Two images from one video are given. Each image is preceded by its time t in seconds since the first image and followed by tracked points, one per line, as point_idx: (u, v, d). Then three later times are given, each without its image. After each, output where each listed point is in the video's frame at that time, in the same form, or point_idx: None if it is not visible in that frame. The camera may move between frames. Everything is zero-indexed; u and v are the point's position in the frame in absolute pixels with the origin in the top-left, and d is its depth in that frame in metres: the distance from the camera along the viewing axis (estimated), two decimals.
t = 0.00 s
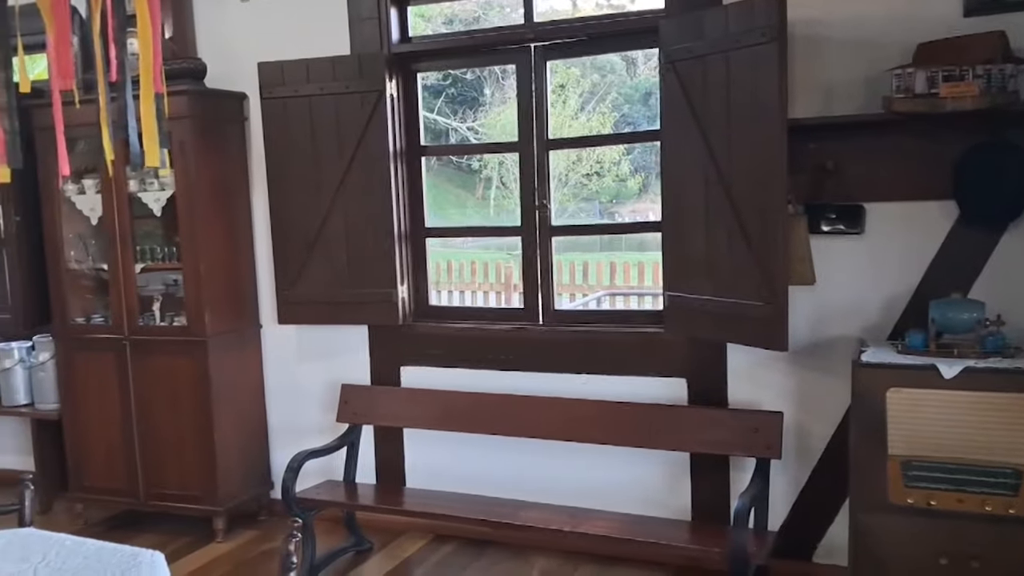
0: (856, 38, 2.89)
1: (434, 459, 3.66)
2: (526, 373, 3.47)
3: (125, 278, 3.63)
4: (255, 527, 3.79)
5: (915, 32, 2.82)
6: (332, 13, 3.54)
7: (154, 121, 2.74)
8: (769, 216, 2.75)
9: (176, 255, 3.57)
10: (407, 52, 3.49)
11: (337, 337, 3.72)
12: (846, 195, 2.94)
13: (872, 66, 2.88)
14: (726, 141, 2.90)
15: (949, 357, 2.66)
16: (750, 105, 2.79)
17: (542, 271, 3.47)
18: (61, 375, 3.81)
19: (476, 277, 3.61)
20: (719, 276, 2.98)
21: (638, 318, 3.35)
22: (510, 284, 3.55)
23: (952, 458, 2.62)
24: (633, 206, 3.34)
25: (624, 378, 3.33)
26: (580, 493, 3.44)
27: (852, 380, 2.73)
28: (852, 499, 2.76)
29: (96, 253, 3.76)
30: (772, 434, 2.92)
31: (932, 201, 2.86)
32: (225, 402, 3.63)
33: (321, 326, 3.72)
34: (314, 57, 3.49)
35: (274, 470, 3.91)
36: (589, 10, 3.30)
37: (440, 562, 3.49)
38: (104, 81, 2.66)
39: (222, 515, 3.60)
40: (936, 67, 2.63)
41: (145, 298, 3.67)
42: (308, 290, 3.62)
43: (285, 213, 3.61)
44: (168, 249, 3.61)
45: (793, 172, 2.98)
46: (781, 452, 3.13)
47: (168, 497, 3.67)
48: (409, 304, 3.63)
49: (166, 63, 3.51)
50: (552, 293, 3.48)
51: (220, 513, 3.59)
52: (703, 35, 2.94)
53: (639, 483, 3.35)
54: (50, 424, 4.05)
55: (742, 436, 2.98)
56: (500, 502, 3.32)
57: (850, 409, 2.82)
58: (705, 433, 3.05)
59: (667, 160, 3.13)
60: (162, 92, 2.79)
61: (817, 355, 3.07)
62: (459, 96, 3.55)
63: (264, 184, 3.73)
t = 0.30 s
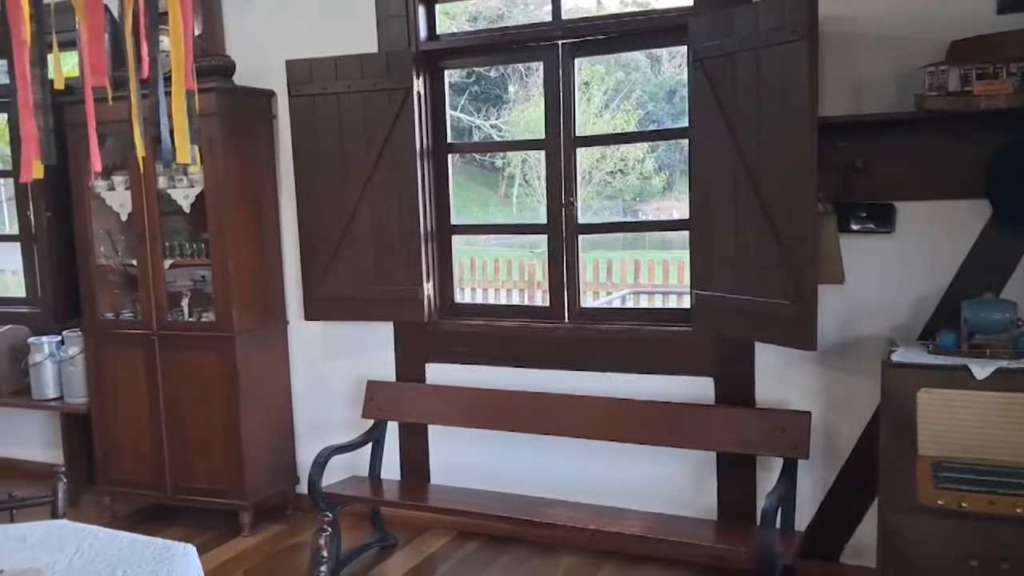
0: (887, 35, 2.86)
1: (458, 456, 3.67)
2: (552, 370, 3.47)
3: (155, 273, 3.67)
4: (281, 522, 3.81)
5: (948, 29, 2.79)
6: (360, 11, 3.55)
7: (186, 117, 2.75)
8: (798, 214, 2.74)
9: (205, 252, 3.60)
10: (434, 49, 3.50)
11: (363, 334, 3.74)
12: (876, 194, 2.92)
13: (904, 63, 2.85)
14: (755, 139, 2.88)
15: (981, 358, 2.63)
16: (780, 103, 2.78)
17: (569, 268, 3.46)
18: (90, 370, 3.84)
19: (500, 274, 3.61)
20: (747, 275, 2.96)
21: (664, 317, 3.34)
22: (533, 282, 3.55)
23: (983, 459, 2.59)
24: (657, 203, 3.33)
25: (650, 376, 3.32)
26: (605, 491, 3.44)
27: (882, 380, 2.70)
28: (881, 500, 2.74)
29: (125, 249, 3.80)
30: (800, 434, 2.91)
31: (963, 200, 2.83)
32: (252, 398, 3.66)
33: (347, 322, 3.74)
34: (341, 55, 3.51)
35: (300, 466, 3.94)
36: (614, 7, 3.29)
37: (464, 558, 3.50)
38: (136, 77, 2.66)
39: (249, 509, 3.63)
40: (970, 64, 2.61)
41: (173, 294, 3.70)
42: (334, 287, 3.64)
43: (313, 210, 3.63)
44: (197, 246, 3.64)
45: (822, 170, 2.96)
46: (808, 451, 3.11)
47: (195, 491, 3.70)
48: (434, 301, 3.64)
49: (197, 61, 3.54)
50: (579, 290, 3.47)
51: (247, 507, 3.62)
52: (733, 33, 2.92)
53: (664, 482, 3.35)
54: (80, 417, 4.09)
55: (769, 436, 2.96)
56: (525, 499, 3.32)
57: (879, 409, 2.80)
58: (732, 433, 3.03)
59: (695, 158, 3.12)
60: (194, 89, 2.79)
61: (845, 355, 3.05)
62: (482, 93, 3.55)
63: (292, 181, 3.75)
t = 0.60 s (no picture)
0: (914, 32, 2.84)
1: (478, 453, 3.67)
2: (572, 368, 3.46)
3: (179, 270, 3.69)
4: (301, 517, 3.83)
5: (976, 26, 2.77)
6: (383, 8, 3.56)
7: (211, 113, 2.77)
8: (822, 213, 2.72)
9: (228, 248, 3.62)
10: (457, 47, 3.50)
11: (384, 331, 3.75)
12: (902, 193, 2.89)
13: (931, 61, 2.83)
14: (780, 138, 2.86)
15: (1008, 359, 2.60)
16: (805, 101, 2.76)
17: (591, 267, 3.45)
18: (114, 365, 3.88)
19: (519, 272, 3.61)
20: (771, 274, 2.95)
21: (685, 315, 3.33)
22: (553, 280, 3.55)
23: (1009, 461, 2.56)
24: (678, 202, 3.32)
25: (671, 375, 3.31)
26: (625, 490, 3.44)
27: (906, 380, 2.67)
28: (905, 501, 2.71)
29: (149, 245, 3.83)
30: (823, 434, 2.89)
31: (990, 200, 2.80)
32: (274, 393, 3.68)
33: (368, 319, 3.75)
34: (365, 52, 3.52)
35: (320, 462, 3.96)
36: (636, 5, 3.27)
37: (484, 555, 3.51)
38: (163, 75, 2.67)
39: (270, 504, 3.65)
40: (998, 62, 2.57)
41: (196, 290, 3.73)
42: (356, 284, 3.65)
43: (335, 207, 3.64)
44: (220, 242, 3.66)
45: (847, 169, 2.93)
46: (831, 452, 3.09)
47: (217, 486, 3.73)
48: (455, 298, 3.64)
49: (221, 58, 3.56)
50: (600, 289, 3.46)
51: (268, 502, 3.64)
52: (758, 31, 2.90)
53: (685, 481, 3.34)
54: (103, 411, 4.13)
55: (791, 436, 2.95)
56: (544, 497, 3.32)
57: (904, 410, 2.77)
58: (754, 432, 3.02)
59: (719, 156, 3.10)
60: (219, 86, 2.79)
61: (869, 355, 3.02)
62: (503, 91, 3.55)
63: (314, 179, 3.76)
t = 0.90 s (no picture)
0: (936, 31, 2.82)
1: (495, 451, 3.68)
2: (589, 366, 3.47)
3: (200, 266, 3.73)
4: (318, 512, 3.85)
5: (999, 24, 2.75)
6: (403, 6, 3.57)
7: (233, 111, 2.80)
8: (842, 212, 2.71)
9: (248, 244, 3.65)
10: (478, 45, 3.51)
11: (402, 328, 3.77)
12: (923, 193, 2.88)
13: (953, 60, 2.81)
14: (800, 136, 2.85)
15: None
16: (826, 99, 2.75)
17: (608, 265, 3.45)
18: (135, 360, 3.91)
19: (536, 270, 3.62)
20: (790, 273, 2.94)
21: (703, 314, 3.32)
22: (570, 278, 3.55)
23: None
24: (695, 201, 3.31)
25: (689, 374, 3.31)
26: (642, 488, 3.44)
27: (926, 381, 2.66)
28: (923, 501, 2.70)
29: (169, 242, 3.86)
30: (841, 434, 2.88)
31: (1012, 199, 2.78)
32: (292, 389, 3.70)
33: (386, 316, 3.77)
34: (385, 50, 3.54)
35: (338, 458, 3.98)
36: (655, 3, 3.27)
37: (500, 553, 3.52)
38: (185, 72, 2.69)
39: (288, 499, 3.67)
40: (1020, 61, 2.55)
41: (216, 286, 3.76)
42: (374, 281, 3.67)
43: (354, 204, 3.66)
44: (240, 239, 3.69)
45: (867, 168, 2.92)
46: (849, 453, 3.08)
47: (236, 481, 3.76)
48: (473, 296, 3.65)
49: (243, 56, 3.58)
50: (618, 288, 3.46)
51: (285, 497, 3.67)
52: (778, 29, 2.90)
53: (702, 480, 3.33)
54: (123, 406, 4.17)
55: (809, 436, 2.94)
56: (561, 495, 3.33)
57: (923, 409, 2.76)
58: (771, 432, 3.01)
59: (738, 155, 3.10)
60: (240, 84, 2.82)
61: (888, 355, 3.01)
62: (521, 89, 3.56)
63: (333, 176, 3.78)
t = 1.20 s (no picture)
0: (959, 28, 2.80)
1: (512, 448, 3.70)
2: (607, 364, 3.47)
3: (221, 263, 3.76)
4: (336, 508, 3.88)
5: None
6: (423, 4, 3.58)
7: (255, 108, 2.84)
8: (863, 211, 2.70)
9: (267, 241, 3.68)
10: (497, 42, 3.51)
11: (420, 325, 3.78)
12: (944, 192, 2.86)
13: (976, 58, 2.79)
14: (820, 136, 2.84)
15: None
16: (846, 98, 2.74)
17: (627, 263, 3.45)
18: (156, 356, 3.95)
19: (554, 268, 3.62)
20: (809, 272, 2.93)
21: (722, 312, 3.32)
22: (587, 276, 3.55)
23: None
24: (713, 199, 3.31)
25: (707, 372, 3.30)
26: (659, 487, 3.44)
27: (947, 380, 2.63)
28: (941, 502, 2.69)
29: (191, 239, 3.89)
30: (859, 433, 2.87)
31: None
32: (311, 385, 3.73)
33: (404, 313, 3.79)
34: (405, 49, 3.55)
35: (355, 453, 4.00)
36: None
37: (517, 550, 3.53)
38: (207, 70, 2.72)
39: (305, 494, 3.70)
40: None
41: (236, 283, 3.78)
42: (393, 278, 3.69)
43: (373, 202, 3.68)
44: (259, 236, 3.71)
45: (888, 167, 2.91)
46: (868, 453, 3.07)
47: (255, 476, 3.79)
48: (491, 293, 3.66)
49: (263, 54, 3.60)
50: (635, 286, 3.46)
51: (304, 493, 3.70)
52: (799, 27, 2.88)
53: (719, 479, 3.33)
54: (144, 400, 4.21)
55: (828, 435, 2.93)
56: (578, 493, 3.33)
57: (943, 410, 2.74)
58: (790, 431, 3.01)
59: (757, 153, 3.09)
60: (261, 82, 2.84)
61: (908, 355, 2.99)
62: (539, 86, 3.56)
63: (352, 174, 3.80)
